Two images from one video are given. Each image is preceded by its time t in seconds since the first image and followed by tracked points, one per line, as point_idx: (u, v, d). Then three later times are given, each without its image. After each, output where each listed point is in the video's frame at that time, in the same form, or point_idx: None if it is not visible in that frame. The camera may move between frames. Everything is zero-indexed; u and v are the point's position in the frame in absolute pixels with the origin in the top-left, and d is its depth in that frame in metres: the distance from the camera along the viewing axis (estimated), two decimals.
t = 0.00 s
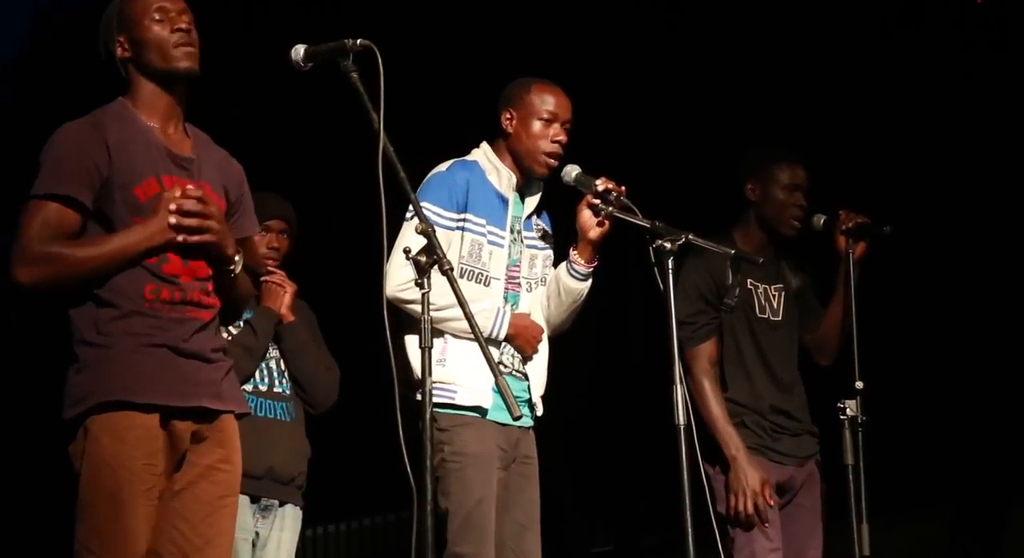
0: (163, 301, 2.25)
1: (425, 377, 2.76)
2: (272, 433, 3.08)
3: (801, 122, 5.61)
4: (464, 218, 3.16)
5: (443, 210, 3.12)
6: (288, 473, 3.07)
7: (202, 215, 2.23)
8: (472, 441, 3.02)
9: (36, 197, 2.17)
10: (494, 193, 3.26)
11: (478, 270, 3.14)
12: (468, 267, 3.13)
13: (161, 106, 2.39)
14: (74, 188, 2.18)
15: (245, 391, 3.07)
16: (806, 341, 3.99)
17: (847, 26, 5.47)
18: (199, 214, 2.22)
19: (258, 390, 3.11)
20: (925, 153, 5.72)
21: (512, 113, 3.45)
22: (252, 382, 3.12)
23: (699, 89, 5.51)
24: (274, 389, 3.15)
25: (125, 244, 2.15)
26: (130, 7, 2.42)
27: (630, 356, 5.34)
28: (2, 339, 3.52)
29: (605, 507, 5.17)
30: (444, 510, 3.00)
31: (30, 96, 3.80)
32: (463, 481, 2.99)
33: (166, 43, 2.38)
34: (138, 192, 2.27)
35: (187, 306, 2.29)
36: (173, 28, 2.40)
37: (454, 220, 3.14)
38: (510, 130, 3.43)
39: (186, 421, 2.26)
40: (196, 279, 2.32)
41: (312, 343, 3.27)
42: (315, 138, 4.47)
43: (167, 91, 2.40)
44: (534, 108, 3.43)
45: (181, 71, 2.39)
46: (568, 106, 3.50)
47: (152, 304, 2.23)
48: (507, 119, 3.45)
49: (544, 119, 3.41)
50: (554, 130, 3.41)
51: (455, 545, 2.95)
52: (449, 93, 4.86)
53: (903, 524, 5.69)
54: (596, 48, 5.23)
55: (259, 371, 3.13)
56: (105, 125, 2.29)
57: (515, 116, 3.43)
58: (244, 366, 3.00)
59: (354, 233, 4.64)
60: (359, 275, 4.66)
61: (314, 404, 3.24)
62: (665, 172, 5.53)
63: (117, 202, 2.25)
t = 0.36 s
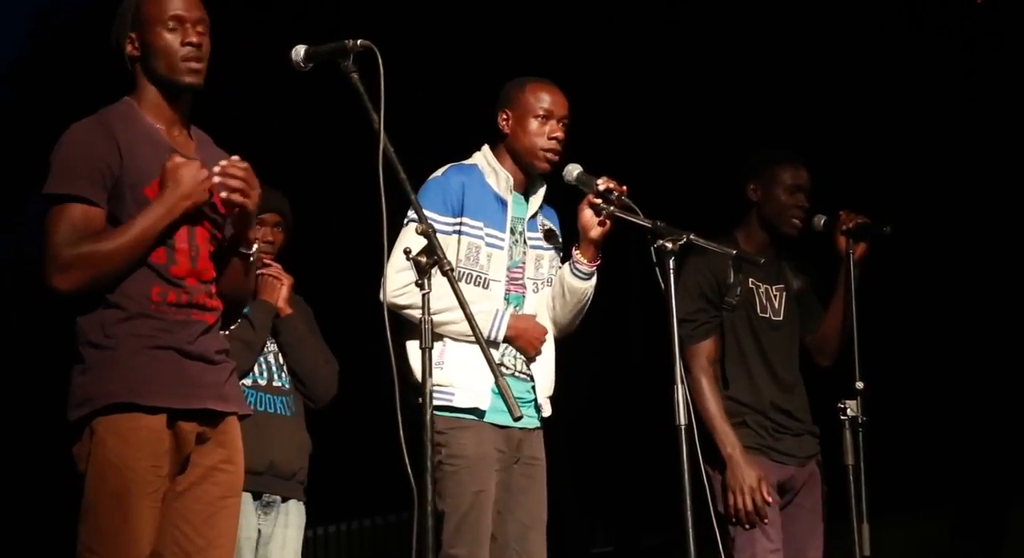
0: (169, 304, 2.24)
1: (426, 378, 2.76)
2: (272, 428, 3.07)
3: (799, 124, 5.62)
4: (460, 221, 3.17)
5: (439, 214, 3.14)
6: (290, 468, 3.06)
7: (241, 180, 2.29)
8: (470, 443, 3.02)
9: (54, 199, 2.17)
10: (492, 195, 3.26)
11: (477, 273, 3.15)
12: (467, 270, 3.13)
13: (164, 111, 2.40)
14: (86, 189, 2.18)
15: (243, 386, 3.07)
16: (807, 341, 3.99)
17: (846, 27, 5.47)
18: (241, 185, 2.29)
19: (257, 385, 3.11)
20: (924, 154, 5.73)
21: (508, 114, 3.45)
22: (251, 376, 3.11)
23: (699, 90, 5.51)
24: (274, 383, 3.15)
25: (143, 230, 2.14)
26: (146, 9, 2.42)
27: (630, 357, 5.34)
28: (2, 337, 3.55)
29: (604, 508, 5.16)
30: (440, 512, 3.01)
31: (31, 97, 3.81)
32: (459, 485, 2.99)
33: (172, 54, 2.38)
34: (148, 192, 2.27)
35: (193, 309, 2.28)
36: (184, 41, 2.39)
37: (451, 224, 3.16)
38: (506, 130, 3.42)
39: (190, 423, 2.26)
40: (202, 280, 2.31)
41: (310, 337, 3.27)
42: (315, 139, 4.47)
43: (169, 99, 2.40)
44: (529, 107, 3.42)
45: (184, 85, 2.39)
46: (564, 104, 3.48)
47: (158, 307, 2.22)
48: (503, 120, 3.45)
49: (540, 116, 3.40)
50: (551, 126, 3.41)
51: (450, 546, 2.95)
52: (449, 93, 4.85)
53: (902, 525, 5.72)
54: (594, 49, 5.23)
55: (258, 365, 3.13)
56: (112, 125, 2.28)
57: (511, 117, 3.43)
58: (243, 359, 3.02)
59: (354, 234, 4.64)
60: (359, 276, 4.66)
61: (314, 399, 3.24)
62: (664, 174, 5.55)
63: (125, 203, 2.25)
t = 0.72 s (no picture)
0: (189, 306, 2.25)
1: (428, 378, 2.76)
2: (274, 422, 3.06)
3: (801, 123, 5.60)
4: (461, 227, 3.17)
5: (439, 222, 3.14)
6: (293, 462, 3.06)
7: (233, 214, 2.20)
8: (471, 444, 3.01)
9: (75, 195, 2.17)
10: (493, 199, 3.26)
11: (479, 278, 3.15)
12: (468, 276, 3.13)
13: (186, 113, 2.40)
14: (109, 187, 2.17)
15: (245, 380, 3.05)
16: (808, 341, 3.98)
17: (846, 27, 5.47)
18: (232, 223, 2.20)
19: (258, 379, 3.09)
20: (924, 154, 5.73)
21: (509, 116, 3.45)
22: (252, 371, 3.09)
23: (699, 90, 5.51)
24: (273, 378, 3.14)
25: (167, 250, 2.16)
26: (171, 13, 2.43)
27: (631, 357, 5.34)
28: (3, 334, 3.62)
29: (606, 508, 5.15)
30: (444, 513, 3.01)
31: (31, 99, 3.85)
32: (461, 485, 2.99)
33: (200, 57, 2.40)
34: (168, 198, 2.27)
35: (210, 313, 2.29)
36: (211, 45, 2.41)
37: (451, 231, 3.16)
38: (507, 133, 3.42)
39: (208, 425, 2.25)
40: (219, 285, 2.32)
41: (307, 331, 3.26)
42: (315, 139, 4.47)
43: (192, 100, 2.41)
44: (529, 107, 3.42)
45: (210, 87, 2.41)
46: (564, 101, 3.48)
47: (178, 310, 2.23)
48: (504, 122, 3.45)
49: (540, 116, 3.40)
50: (552, 124, 3.40)
51: (452, 547, 2.96)
52: (450, 93, 4.85)
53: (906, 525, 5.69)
54: (594, 49, 5.23)
55: (258, 360, 3.11)
56: (136, 127, 2.28)
57: (511, 118, 3.43)
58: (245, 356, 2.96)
59: (355, 234, 4.63)
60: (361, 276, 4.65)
61: (311, 394, 3.24)
62: (664, 173, 5.52)
63: (146, 206, 2.25)
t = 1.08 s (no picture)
0: (207, 311, 2.27)
1: (430, 377, 2.76)
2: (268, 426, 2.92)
3: (804, 122, 5.58)
4: (463, 228, 3.17)
5: (441, 223, 3.14)
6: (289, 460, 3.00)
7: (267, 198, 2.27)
8: (479, 441, 3.01)
9: (95, 204, 2.20)
10: (495, 199, 3.26)
11: (481, 279, 3.15)
12: (471, 277, 3.13)
13: (201, 122, 2.45)
14: (126, 192, 2.20)
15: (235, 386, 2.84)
16: (807, 341, 3.99)
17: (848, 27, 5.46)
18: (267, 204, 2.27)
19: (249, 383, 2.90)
20: (927, 154, 5.71)
21: (508, 116, 3.44)
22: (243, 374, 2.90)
23: (701, 90, 5.50)
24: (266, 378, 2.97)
25: (190, 246, 2.20)
26: (198, 25, 2.47)
27: (631, 356, 5.34)
28: (3, 335, 3.68)
29: (608, 508, 5.14)
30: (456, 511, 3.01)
31: (32, 100, 3.85)
32: (473, 483, 2.98)
33: (218, 73, 2.43)
34: (187, 201, 2.30)
35: (228, 316, 2.31)
36: (231, 64, 2.44)
37: (453, 232, 3.16)
38: (507, 134, 3.43)
39: (226, 426, 2.27)
40: (236, 289, 2.34)
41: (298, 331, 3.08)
42: (316, 139, 4.46)
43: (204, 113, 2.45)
44: (528, 107, 3.41)
45: (223, 104, 2.45)
46: (563, 100, 3.47)
47: (197, 314, 2.25)
48: (503, 123, 3.45)
49: (539, 115, 3.39)
50: (552, 123, 3.40)
51: (467, 545, 2.96)
52: (452, 93, 4.85)
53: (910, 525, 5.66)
54: (595, 49, 5.23)
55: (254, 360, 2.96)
56: (153, 134, 2.32)
57: (511, 118, 3.42)
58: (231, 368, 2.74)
59: (357, 234, 4.63)
60: (363, 276, 4.65)
61: (301, 394, 3.09)
62: (665, 173, 5.52)
63: (165, 210, 2.28)
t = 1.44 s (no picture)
0: (215, 314, 2.35)
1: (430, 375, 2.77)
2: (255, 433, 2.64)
3: (804, 121, 5.58)
4: (469, 215, 3.15)
5: (448, 209, 3.11)
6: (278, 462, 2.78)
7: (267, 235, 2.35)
8: (481, 437, 3.01)
9: (102, 208, 2.27)
10: (499, 188, 3.25)
11: (487, 266, 3.13)
12: (476, 263, 3.12)
13: (221, 122, 2.54)
14: (132, 197, 2.28)
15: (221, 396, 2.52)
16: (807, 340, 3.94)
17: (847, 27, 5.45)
18: (267, 238, 2.35)
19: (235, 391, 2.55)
20: (926, 153, 5.72)
21: (505, 109, 3.43)
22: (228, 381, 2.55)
23: (701, 89, 5.50)
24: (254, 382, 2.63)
25: (189, 257, 2.27)
26: (213, 27, 2.59)
27: (631, 355, 5.34)
28: (4, 333, 3.68)
29: (608, 508, 5.14)
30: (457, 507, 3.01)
31: (31, 100, 3.86)
32: (475, 480, 2.98)
33: (236, 68, 2.54)
34: (196, 205, 2.38)
35: (237, 320, 2.39)
36: (248, 58, 2.56)
37: (459, 219, 3.14)
38: (506, 126, 3.41)
39: (232, 428, 2.34)
40: (246, 293, 2.43)
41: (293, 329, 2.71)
42: (315, 137, 4.47)
43: (226, 107, 2.55)
44: (525, 100, 3.41)
45: (243, 98, 2.55)
46: (559, 94, 3.48)
47: (204, 318, 2.33)
48: (501, 115, 3.43)
49: (538, 108, 3.39)
50: (551, 117, 3.40)
51: (469, 542, 2.95)
52: (451, 92, 4.85)
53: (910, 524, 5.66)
54: (595, 48, 5.23)
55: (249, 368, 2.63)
56: (166, 138, 2.40)
57: (509, 112, 3.41)
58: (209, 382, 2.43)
59: (357, 232, 4.63)
60: (363, 274, 4.65)
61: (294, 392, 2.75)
62: (665, 172, 5.52)
63: (174, 213, 2.36)
